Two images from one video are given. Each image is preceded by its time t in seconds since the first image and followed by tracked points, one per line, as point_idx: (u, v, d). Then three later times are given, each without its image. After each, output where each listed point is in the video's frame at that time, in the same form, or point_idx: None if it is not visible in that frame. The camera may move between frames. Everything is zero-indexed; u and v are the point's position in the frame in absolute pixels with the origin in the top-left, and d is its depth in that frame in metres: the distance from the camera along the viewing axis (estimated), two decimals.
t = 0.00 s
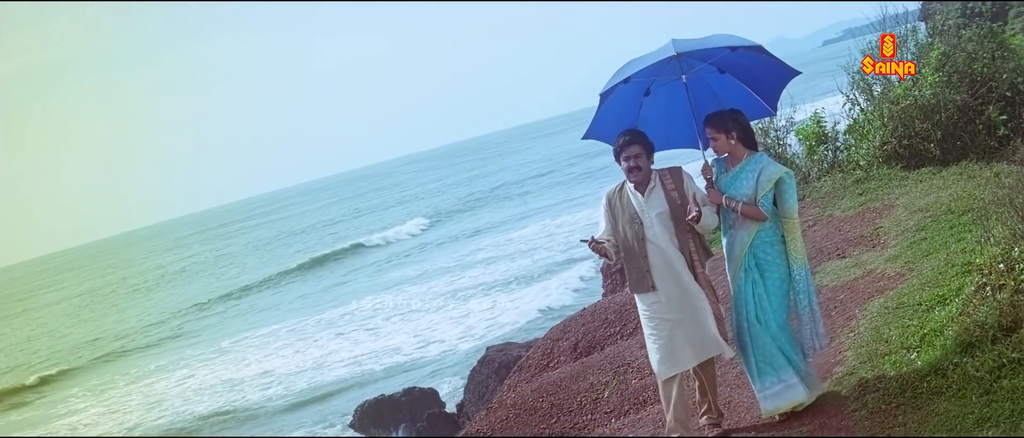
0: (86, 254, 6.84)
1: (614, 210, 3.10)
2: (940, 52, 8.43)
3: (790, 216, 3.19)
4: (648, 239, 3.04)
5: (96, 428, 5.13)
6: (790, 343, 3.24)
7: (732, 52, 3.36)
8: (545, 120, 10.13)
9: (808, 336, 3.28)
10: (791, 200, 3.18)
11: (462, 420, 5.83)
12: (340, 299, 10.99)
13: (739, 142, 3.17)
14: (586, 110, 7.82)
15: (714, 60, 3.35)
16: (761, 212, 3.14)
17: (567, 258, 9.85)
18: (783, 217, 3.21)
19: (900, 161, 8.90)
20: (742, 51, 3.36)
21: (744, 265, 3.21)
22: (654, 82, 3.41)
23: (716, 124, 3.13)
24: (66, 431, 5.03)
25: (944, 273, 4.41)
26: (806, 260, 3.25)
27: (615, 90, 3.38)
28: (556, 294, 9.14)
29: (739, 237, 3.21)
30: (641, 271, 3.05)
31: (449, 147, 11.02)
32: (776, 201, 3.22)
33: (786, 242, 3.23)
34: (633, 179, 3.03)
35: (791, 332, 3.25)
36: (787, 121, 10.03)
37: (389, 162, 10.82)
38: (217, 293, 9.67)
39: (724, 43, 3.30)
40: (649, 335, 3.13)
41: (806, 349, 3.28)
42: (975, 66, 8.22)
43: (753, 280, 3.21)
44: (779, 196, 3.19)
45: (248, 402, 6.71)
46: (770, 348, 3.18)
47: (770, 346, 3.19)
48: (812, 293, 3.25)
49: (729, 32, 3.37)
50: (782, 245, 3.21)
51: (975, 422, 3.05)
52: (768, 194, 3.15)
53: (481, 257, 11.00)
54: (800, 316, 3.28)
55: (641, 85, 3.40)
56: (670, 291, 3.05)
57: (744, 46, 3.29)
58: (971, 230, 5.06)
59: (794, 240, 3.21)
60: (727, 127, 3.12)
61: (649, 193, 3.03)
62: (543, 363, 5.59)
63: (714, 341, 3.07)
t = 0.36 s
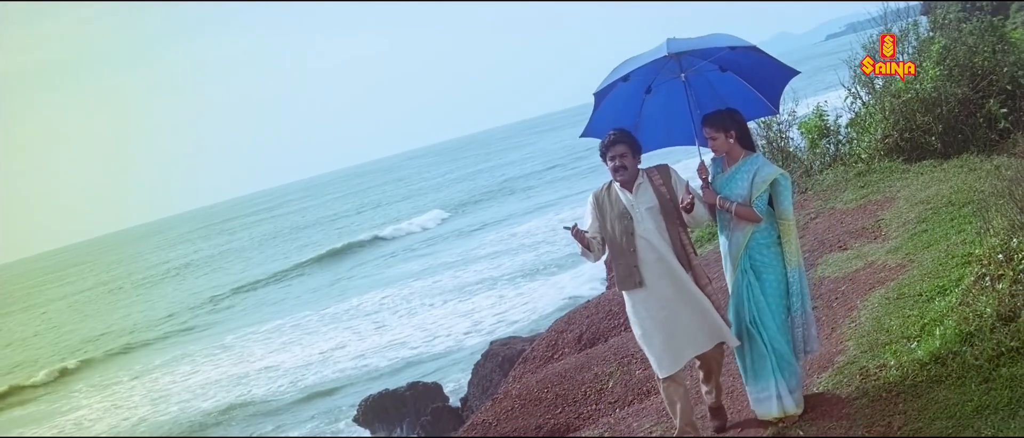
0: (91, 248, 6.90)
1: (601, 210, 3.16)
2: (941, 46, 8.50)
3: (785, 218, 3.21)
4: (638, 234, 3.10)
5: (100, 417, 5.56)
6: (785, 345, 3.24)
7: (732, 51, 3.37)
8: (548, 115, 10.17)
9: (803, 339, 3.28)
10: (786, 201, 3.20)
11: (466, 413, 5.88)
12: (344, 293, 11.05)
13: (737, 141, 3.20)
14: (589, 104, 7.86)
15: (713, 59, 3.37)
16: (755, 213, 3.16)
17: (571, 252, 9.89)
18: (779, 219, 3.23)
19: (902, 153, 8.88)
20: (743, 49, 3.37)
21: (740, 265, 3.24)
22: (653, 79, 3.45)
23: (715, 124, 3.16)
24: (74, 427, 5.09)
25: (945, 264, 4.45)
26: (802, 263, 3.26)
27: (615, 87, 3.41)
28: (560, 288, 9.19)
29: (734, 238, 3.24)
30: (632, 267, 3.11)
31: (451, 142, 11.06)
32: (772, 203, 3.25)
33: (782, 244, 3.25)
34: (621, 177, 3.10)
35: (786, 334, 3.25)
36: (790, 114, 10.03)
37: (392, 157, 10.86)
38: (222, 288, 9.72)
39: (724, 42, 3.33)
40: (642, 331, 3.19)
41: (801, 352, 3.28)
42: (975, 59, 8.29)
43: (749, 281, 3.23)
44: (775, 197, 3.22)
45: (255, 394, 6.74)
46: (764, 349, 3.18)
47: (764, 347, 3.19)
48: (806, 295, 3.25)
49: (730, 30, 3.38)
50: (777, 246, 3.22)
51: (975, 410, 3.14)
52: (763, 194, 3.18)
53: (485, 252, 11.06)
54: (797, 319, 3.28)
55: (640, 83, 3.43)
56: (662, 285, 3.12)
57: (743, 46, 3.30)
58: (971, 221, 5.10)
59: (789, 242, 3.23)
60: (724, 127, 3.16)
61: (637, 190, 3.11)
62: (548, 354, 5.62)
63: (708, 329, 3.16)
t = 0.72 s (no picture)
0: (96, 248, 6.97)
1: (602, 217, 3.22)
2: (944, 43, 8.57)
3: (789, 215, 3.29)
4: (637, 243, 3.18)
5: (107, 416, 5.72)
6: (794, 342, 3.33)
7: (737, 51, 3.46)
8: (553, 113, 10.21)
9: (813, 336, 3.36)
10: (790, 199, 3.27)
11: (472, 410, 5.94)
12: (349, 292, 11.11)
13: (739, 141, 3.24)
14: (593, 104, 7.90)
15: (718, 58, 3.45)
16: (760, 212, 3.23)
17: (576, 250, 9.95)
18: (783, 216, 3.31)
19: (905, 150, 8.95)
20: (747, 49, 3.45)
21: (746, 265, 3.30)
22: (657, 79, 3.50)
23: (716, 124, 3.21)
24: (81, 428, 5.15)
25: (946, 259, 4.50)
26: (807, 259, 3.34)
27: (619, 85, 3.46)
28: (565, 287, 9.25)
29: (739, 238, 3.31)
30: (631, 275, 3.19)
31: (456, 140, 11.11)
32: (775, 201, 3.31)
33: (786, 241, 3.33)
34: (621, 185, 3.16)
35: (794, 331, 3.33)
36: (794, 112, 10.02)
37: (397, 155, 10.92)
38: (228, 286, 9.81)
39: (728, 41, 3.42)
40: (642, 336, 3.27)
41: (811, 348, 3.36)
42: (978, 57, 8.40)
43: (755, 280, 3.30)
44: (778, 196, 3.29)
45: (263, 393, 6.82)
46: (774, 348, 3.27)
47: (774, 345, 3.28)
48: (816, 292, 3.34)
49: (733, 32, 3.49)
50: (782, 244, 3.30)
51: (976, 401, 3.17)
52: (767, 193, 3.24)
53: (491, 251, 11.13)
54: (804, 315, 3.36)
55: (644, 82, 3.48)
56: (661, 293, 3.19)
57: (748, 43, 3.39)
58: (973, 217, 5.14)
59: (794, 239, 3.31)
60: (725, 126, 3.20)
61: (638, 198, 3.17)
62: (554, 349, 5.67)
63: (707, 337, 3.20)
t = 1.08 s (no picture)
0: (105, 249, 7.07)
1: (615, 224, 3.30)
2: (951, 42, 8.59)
3: (799, 224, 3.31)
4: (646, 252, 3.25)
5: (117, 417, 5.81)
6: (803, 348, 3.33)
7: (739, 57, 3.49)
8: (561, 112, 10.26)
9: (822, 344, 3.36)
10: (800, 208, 3.29)
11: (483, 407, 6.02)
12: (361, 290, 11.20)
13: (748, 149, 3.29)
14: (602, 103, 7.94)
15: (719, 65, 3.49)
16: (770, 220, 3.25)
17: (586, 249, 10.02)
18: (792, 224, 3.33)
19: (913, 147, 9.12)
20: (749, 55, 3.48)
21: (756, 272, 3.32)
22: (659, 86, 3.55)
23: (727, 131, 3.23)
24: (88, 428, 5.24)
25: (954, 255, 4.53)
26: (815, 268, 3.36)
27: (621, 94, 3.50)
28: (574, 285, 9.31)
29: (749, 244, 3.32)
30: (639, 283, 3.27)
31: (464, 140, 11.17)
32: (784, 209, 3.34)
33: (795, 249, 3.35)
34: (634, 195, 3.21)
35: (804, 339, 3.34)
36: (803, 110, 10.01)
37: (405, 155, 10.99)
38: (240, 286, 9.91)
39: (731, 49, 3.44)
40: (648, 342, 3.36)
41: (819, 357, 3.37)
42: (986, 55, 8.33)
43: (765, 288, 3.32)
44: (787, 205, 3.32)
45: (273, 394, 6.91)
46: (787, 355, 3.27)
47: (785, 351, 3.28)
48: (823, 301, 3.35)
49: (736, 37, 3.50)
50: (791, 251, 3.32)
51: (982, 395, 3.21)
52: (777, 201, 3.28)
53: (501, 249, 11.20)
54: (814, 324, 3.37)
55: (646, 89, 3.53)
56: (668, 304, 3.25)
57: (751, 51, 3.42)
58: (980, 214, 5.17)
59: (802, 247, 3.33)
60: (736, 134, 3.23)
61: (649, 209, 3.22)
62: (566, 346, 5.73)
63: (710, 350, 3.26)
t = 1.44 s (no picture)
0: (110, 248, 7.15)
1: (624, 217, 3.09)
2: (957, 41, 8.57)
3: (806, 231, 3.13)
4: (654, 248, 3.03)
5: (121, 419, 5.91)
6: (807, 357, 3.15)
7: (737, 63, 3.43)
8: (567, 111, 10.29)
9: (828, 353, 3.18)
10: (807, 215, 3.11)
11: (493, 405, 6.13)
12: (371, 288, 11.29)
13: (755, 154, 3.10)
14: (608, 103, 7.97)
15: (718, 71, 3.42)
16: (779, 227, 3.05)
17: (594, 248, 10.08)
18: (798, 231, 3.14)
19: (919, 145, 9.00)
20: (748, 61, 3.43)
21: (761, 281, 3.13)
22: (658, 97, 3.43)
23: (733, 136, 3.06)
24: (98, 426, 5.51)
25: (959, 251, 4.59)
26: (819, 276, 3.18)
27: (621, 105, 3.37)
28: (582, 283, 9.36)
29: (753, 251, 3.13)
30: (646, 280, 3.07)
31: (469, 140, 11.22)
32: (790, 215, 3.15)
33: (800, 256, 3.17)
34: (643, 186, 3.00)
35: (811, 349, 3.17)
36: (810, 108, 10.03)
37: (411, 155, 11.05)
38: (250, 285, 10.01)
39: (729, 53, 3.39)
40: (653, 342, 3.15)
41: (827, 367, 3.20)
42: (991, 54, 8.30)
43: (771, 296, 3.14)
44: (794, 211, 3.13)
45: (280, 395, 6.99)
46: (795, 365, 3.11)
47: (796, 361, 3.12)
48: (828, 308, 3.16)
49: (732, 44, 3.46)
50: (796, 259, 3.14)
51: (986, 387, 3.23)
52: (783, 208, 3.09)
53: (510, 245, 11.26)
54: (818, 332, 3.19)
55: (646, 101, 3.41)
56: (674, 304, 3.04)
57: (750, 54, 3.37)
58: (985, 211, 5.21)
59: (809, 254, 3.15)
60: (743, 139, 3.06)
61: (658, 202, 3.01)
62: (575, 342, 5.82)
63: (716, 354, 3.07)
